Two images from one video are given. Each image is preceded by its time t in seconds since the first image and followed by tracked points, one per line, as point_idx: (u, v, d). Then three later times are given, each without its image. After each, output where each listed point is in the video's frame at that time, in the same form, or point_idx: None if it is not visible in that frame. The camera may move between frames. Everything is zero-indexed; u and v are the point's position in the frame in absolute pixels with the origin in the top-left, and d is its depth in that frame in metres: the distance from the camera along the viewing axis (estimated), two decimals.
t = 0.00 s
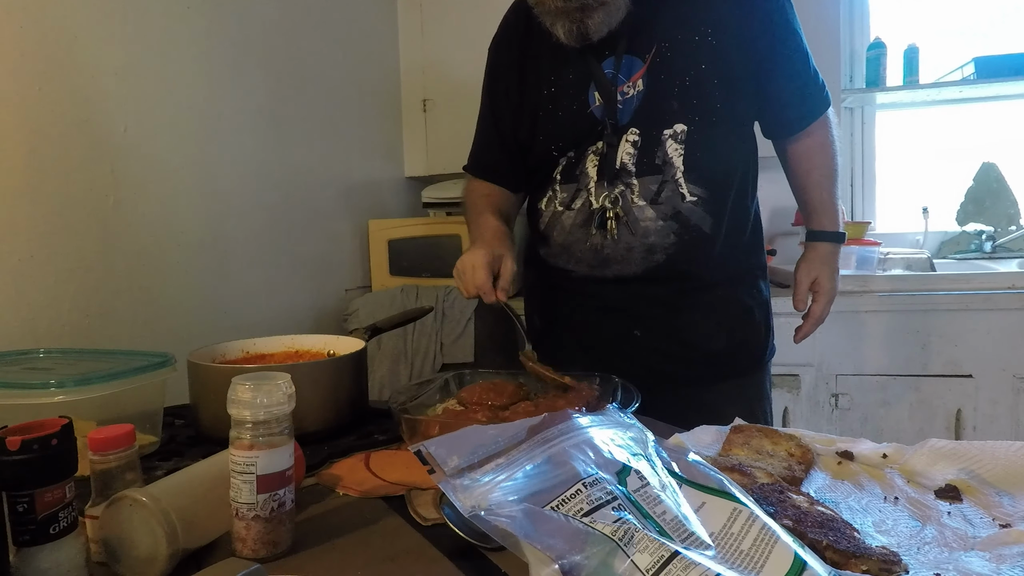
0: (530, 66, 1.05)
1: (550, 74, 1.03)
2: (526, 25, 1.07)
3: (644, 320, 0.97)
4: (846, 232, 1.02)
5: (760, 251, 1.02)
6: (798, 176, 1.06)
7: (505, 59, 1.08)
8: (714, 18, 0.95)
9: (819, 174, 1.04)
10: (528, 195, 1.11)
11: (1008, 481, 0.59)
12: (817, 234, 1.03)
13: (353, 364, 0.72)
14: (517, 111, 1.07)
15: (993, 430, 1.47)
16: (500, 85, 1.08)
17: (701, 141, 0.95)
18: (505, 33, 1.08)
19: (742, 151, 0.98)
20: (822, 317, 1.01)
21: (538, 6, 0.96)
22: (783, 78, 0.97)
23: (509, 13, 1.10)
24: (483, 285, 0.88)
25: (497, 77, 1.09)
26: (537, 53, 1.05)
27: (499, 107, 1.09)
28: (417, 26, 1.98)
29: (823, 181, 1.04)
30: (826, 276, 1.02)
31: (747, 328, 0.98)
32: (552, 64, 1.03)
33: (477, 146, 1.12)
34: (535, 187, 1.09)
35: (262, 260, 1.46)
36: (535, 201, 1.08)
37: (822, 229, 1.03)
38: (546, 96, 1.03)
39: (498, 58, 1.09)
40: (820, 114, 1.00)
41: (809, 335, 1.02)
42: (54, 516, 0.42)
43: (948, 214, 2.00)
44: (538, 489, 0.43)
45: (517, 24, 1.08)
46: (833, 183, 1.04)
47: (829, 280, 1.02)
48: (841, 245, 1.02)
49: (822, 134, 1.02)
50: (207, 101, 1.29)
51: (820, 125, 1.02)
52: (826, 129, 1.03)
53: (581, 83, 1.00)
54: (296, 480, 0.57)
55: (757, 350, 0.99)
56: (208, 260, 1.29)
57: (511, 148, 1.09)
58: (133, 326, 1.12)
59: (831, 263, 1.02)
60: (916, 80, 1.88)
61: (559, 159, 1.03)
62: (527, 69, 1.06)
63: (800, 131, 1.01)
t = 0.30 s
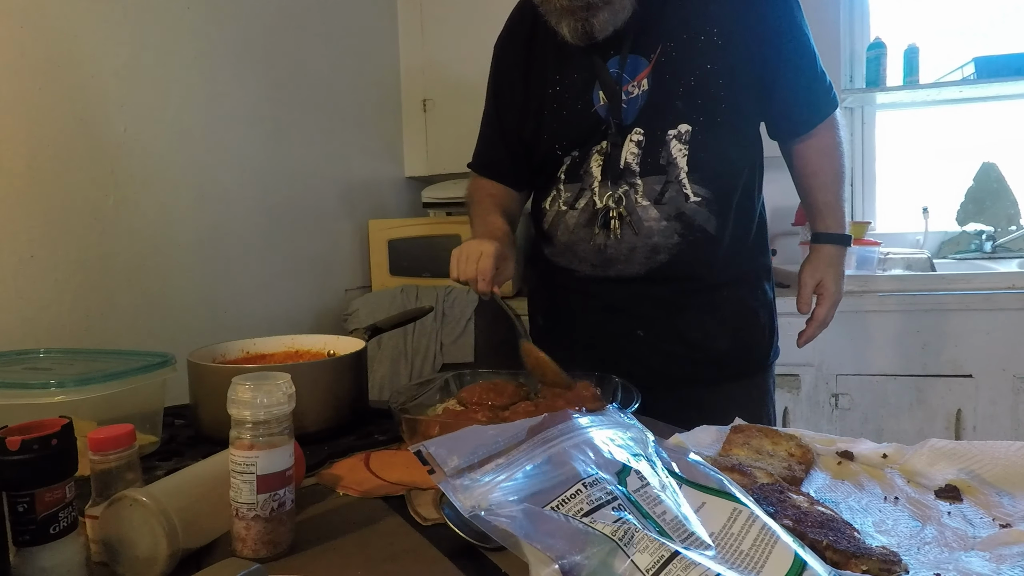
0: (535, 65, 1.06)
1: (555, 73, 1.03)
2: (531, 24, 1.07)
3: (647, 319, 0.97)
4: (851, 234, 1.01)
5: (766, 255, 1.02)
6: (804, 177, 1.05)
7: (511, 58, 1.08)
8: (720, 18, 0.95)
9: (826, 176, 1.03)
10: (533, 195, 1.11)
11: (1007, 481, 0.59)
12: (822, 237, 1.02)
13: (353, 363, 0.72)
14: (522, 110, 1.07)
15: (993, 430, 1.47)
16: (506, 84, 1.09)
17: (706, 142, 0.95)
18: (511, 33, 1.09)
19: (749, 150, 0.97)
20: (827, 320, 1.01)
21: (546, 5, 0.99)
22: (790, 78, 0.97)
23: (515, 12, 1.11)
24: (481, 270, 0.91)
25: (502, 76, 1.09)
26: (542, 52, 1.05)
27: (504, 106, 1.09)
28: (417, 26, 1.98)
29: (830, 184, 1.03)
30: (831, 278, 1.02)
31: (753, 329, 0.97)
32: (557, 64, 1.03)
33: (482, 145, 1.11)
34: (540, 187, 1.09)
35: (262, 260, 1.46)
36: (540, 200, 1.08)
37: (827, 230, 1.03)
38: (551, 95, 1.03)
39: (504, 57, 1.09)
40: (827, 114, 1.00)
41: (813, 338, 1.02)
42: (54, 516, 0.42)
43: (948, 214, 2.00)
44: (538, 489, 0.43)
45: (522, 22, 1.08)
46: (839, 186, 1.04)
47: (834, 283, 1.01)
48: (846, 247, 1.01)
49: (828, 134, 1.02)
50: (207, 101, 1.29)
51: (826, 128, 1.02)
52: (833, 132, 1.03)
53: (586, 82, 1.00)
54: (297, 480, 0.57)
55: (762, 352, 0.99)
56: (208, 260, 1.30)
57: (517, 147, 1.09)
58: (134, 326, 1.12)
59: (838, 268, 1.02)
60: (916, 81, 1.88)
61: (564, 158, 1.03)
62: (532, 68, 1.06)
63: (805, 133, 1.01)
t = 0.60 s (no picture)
0: (539, 59, 1.06)
1: (560, 68, 1.03)
2: (537, 20, 1.08)
3: (651, 317, 0.97)
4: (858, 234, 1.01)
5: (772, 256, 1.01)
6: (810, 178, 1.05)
7: (515, 53, 1.08)
8: (727, 15, 0.95)
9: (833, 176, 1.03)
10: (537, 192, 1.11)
11: (1007, 481, 0.59)
12: (830, 236, 1.02)
13: (353, 363, 0.72)
14: (525, 106, 1.07)
15: (993, 430, 1.47)
16: (510, 80, 1.09)
17: (712, 136, 0.95)
18: (516, 28, 1.09)
19: (755, 145, 0.97)
20: (834, 320, 0.99)
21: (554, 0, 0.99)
22: (796, 77, 0.96)
23: (522, 9, 1.12)
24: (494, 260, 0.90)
25: (506, 72, 1.09)
26: (547, 47, 1.05)
27: (508, 102, 1.09)
28: (416, 26, 1.98)
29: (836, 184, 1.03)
30: (838, 278, 1.00)
31: (761, 330, 0.98)
32: (562, 59, 1.03)
33: (486, 141, 1.13)
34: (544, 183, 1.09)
35: (262, 260, 1.46)
36: (544, 196, 1.08)
37: (834, 230, 1.03)
38: (556, 90, 1.03)
39: (509, 52, 1.09)
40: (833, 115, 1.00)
41: (820, 338, 1.00)
42: (53, 516, 0.42)
43: (948, 214, 2.00)
44: (538, 489, 0.43)
45: (529, 18, 1.09)
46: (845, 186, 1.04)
47: (841, 282, 1.00)
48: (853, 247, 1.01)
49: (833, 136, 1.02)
50: (207, 101, 1.29)
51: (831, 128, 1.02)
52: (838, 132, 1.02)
53: (591, 77, 1.00)
54: (296, 481, 0.57)
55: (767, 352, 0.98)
56: (208, 260, 1.30)
57: (518, 146, 1.11)
58: (134, 326, 1.12)
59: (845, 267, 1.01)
60: (916, 80, 1.88)
61: (568, 153, 1.03)
62: (536, 63, 1.06)
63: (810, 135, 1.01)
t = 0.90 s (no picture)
0: (553, 49, 1.05)
1: (575, 57, 1.03)
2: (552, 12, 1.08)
3: (669, 314, 0.96)
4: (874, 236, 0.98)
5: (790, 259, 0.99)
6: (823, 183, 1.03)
7: (530, 49, 1.08)
8: (741, 3, 0.95)
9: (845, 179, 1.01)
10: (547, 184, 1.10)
11: (1007, 481, 0.59)
12: (845, 238, 0.99)
13: (353, 363, 0.72)
14: (537, 99, 1.07)
15: (993, 430, 1.47)
16: (523, 77, 1.08)
17: (731, 114, 0.94)
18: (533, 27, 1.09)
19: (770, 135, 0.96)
20: (854, 322, 0.96)
21: None
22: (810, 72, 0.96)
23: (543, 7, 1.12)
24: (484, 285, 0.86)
25: (520, 69, 1.09)
26: (561, 38, 1.05)
27: (520, 98, 1.09)
28: (416, 26, 1.98)
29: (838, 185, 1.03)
30: (856, 279, 0.96)
31: (778, 329, 0.95)
32: (576, 48, 1.03)
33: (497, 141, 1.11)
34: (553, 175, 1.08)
35: (262, 259, 1.46)
36: (554, 185, 1.08)
37: (849, 232, 1.00)
38: (570, 80, 1.02)
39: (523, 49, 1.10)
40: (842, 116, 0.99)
41: (840, 341, 0.97)
42: (53, 516, 0.42)
43: (948, 214, 2.01)
44: (537, 489, 0.43)
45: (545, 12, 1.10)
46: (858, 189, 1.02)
47: (860, 284, 0.96)
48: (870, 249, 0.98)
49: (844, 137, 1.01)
50: (207, 100, 1.29)
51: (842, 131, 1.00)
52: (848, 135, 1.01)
53: (606, 62, 1.00)
54: (296, 481, 0.57)
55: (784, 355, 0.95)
56: (208, 260, 1.30)
57: (530, 144, 1.09)
58: (133, 326, 1.13)
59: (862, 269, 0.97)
60: (916, 80, 1.88)
61: (578, 138, 1.02)
62: (549, 55, 1.06)
63: (820, 136, 1.00)
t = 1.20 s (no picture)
0: (568, 40, 1.06)
1: (589, 50, 1.03)
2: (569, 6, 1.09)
3: (685, 304, 0.93)
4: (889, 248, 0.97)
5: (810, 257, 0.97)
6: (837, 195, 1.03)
7: (544, 44, 1.08)
8: (756, 2, 0.95)
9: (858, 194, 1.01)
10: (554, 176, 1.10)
11: (1008, 481, 0.59)
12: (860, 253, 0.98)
13: (353, 363, 0.72)
14: (547, 91, 1.07)
15: (993, 430, 1.47)
16: (536, 70, 1.09)
17: (746, 100, 0.93)
18: (552, 22, 1.09)
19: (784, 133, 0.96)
20: (875, 337, 0.95)
21: None
22: (823, 80, 0.96)
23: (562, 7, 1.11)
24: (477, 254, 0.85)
25: (533, 64, 1.10)
26: (577, 33, 1.05)
27: (531, 92, 1.09)
28: (416, 26, 1.98)
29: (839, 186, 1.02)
30: (875, 293, 0.96)
31: (791, 323, 0.93)
32: (590, 41, 1.03)
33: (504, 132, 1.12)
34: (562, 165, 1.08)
35: (262, 260, 1.46)
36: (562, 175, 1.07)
37: (865, 246, 0.99)
38: (583, 72, 1.03)
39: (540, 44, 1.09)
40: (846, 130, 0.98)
41: (862, 357, 0.96)
42: (53, 516, 0.42)
43: (948, 214, 2.01)
44: (538, 489, 0.43)
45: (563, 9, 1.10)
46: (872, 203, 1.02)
47: (878, 298, 0.95)
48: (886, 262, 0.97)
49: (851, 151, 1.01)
50: (207, 100, 1.29)
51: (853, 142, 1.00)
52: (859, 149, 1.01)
53: (618, 52, 1.01)
54: (297, 481, 0.57)
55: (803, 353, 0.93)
56: (208, 261, 1.30)
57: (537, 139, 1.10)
58: (134, 326, 1.13)
59: (880, 283, 0.96)
60: (916, 80, 1.88)
61: (588, 124, 1.02)
62: (563, 48, 1.06)
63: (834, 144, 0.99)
